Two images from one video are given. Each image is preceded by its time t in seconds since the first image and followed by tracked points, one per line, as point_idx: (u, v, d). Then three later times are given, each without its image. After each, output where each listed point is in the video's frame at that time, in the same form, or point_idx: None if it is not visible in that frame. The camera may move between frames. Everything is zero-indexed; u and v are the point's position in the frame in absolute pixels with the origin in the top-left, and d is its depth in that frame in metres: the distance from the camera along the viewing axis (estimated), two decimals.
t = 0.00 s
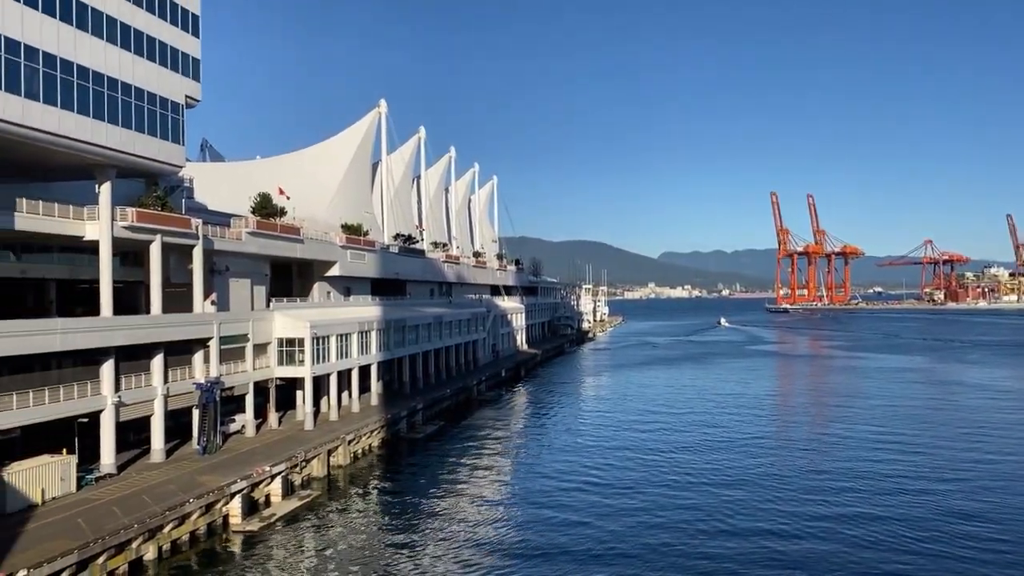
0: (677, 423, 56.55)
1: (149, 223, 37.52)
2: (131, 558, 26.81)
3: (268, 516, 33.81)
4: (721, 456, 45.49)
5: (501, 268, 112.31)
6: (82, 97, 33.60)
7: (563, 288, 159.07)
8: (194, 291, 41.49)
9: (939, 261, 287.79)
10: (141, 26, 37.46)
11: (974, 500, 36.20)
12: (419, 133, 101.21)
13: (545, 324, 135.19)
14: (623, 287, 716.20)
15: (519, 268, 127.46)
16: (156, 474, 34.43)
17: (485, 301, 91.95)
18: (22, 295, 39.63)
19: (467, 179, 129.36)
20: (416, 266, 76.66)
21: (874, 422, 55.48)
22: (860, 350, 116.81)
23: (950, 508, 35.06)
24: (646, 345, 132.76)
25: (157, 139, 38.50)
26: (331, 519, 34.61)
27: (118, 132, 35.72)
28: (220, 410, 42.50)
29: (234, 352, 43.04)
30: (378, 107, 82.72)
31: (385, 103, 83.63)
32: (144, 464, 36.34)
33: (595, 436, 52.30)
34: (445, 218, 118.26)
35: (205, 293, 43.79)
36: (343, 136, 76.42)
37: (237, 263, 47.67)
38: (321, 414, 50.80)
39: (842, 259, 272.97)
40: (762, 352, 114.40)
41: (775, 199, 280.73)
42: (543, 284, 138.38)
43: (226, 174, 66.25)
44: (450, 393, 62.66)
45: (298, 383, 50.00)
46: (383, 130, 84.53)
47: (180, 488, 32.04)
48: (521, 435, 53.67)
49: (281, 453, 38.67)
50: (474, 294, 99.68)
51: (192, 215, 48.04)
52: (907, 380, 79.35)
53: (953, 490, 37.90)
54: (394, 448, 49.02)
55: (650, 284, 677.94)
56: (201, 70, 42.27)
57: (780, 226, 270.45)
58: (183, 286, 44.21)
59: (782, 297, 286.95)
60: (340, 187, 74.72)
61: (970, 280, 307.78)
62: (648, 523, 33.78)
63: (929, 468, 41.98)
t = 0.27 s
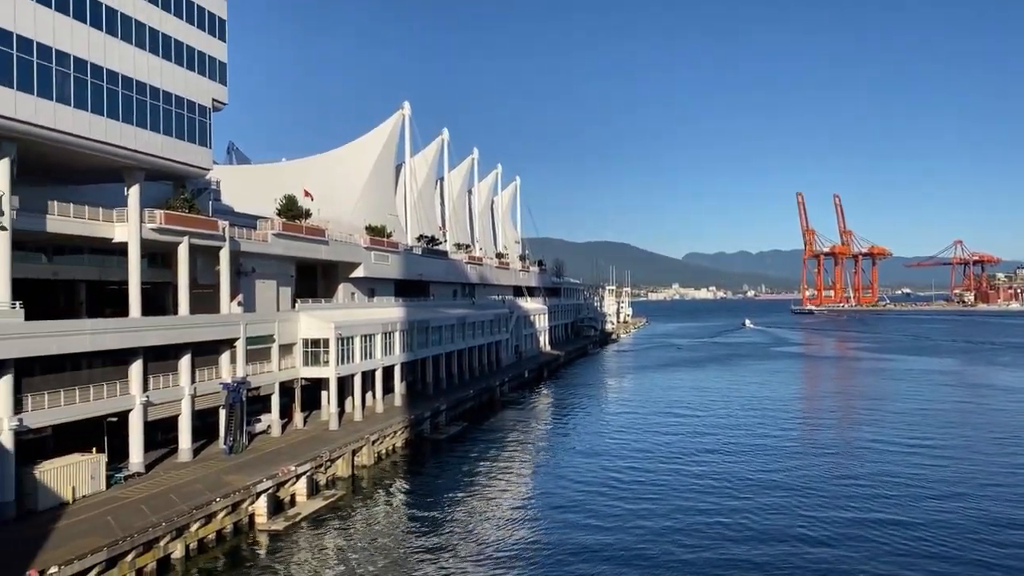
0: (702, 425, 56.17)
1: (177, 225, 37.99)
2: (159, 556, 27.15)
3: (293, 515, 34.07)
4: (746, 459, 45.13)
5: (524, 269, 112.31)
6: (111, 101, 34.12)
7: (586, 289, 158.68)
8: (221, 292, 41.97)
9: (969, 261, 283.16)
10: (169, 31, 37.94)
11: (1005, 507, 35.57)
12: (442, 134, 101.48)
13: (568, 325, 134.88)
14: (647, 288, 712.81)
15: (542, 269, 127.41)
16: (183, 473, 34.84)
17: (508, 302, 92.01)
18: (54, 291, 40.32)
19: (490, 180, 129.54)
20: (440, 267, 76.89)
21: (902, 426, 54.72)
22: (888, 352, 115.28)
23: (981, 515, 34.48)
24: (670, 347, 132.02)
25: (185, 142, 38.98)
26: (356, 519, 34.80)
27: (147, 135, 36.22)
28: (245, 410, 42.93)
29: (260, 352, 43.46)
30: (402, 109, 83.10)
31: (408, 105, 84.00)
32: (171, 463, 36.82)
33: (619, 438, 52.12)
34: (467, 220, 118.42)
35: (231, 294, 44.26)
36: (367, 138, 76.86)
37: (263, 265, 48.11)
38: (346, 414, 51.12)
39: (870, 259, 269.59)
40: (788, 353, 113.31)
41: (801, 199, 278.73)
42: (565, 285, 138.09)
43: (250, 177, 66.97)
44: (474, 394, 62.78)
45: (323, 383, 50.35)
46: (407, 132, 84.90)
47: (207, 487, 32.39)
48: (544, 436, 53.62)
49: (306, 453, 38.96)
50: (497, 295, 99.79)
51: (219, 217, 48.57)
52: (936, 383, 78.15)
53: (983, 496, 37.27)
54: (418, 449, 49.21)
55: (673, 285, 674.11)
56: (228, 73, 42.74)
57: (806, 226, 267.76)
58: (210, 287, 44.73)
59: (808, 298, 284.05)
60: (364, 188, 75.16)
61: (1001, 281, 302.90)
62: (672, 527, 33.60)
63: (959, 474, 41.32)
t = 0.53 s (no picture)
0: (726, 428, 55.75)
1: (204, 228, 38.47)
2: (187, 554, 27.47)
3: (318, 515, 34.32)
4: (771, 463, 44.74)
5: (547, 271, 112.20)
6: (140, 106, 34.63)
7: (609, 290, 158.29)
8: (247, 293, 42.44)
9: (1000, 262, 278.30)
10: (197, 36, 38.44)
11: None
12: (465, 136, 101.71)
13: (592, 327, 134.47)
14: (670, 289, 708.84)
15: (565, 270, 127.20)
16: (210, 473, 35.24)
17: (531, 304, 91.98)
18: (84, 295, 40.68)
19: (512, 182, 129.59)
20: (463, 269, 77.05)
21: (931, 430, 53.95)
22: (916, 354, 113.56)
23: (1012, 522, 33.90)
24: (694, 349, 131.03)
25: (212, 145, 39.44)
26: (380, 519, 34.99)
27: (175, 139, 36.69)
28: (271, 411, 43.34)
29: (286, 353, 43.86)
30: (425, 112, 83.44)
31: (431, 107, 84.35)
32: (199, 463, 37.26)
33: (642, 441, 51.91)
34: (490, 222, 118.55)
35: (257, 296, 44.72)
36: (390, 141, 77.28)
37: (288, 267, 48.54)
38: (370, 415, 51.41)
39: (897, 261, 265.92)
40: (814, 356, 112.02)
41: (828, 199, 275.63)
42: (589, 287, 137.73)
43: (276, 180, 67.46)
44: (497, 396, 62.85)
45: (347, 384, 50.68)
46: (430, 134, 85.23)
47: (233, 486, 32.72)
48: (567, 438, 53.53)
49: (331, 454, 39.23)
50: (520, 297, 99.80)
51: (245, 220, 49.12)
52: (966, 387, 76.90)
53: (1015, 503, 36.61)
54: (441, 450, 49.36)
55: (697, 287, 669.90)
56: (254, 77, 43.19)
57: (832, 227, 264.70)
58: (237, 288, 45.22)
59: (835, 300, 280.88)
60: (387, 191, 75.57)
61: None
62: (696, 531, 33.40)
63: (989, 480, 40.64)
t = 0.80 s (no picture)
0: (752, 431, 55.28)
1: (233, 230, 38.94)
2: (215, 553, 27.79)
3: (344, 515, 34.56)
4: (798, 467, 44.29)
5: (571, 273, 112.02)
6: (170, 110, 35.13)
7: (634, 292, 157.62)
8: (275, 295, 42.89)
9: None
10: (225, 41, 38.92)
11: None
12: (489, 138, 101.85)
13: (616, 328, 133.97)
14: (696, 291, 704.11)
15: (590, 272, 126.91)
16: (237, 472, 35.61)
17: (555, 305, 91.88)
18: (116, 298, 41.44)
19: (537, 183, 129.56)
20: (487, 270, 77.17)
21: (962, 434, 53.08)
22: (946, 356, 111.75)
23: None
24: (720, 351, 130.05)
25: (240, 149, 39.90)
26: (405, 519, 35.14)
27: (204, 142, 37.16)
28: (298, 411, 43.72)
29: (312, 354, 44.24)
30: (450, 114, 83.71)
31: (455, 109, 84.60)
32: (227, 462, 37.69)
33: (668, 444, 51.63)
34: (515, 223, 118.62)
35: (284, 297, 45.14)
36: (415, 143, 77.66)
37: (315, 268, 48.96)
38: (395, 416, 51.67)
39: (928, 261, 261.87)
40: (842, 358, 110.68)
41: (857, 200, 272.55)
42: (613, 288, 137.24)
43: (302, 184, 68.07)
44: (521, 397, 62.86)
45: (373, 385, 50.99)
46: (454, 136, 85.51)
47: (261, 486, 33.06)
48: (592, 440, 53.40)
49: (356, 454, 39.49)
50: (544, 298, 99.72)
51: (272, 222, 49.63)
52: (999, 390, 75.56)
53: None
54: (466, 451, 49.48)
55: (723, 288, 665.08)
56: (281, 81, 43.62)
57: (861, 228, 261.38)
58: (264, 290, 45.71)
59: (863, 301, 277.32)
60: (412, 193, 75.93)
61: None
62: (721, 536, 33.16)
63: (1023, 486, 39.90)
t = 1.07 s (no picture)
0: (782, 434, 54.68)
1: (263, 232, 39.41)
2: (246, 552, 28.10)
3: (372, 515, 34.77)
4: (829, 471, 43.74)
5: (598, 274, 111.67)
6: (201, 114, 35.62)
7: (661, 293, 156.66)
8: (304, 296, 43.31)
9: None
10: (255, 45, 39.38)
11: None
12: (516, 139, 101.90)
13: (644, 330, 133.27)
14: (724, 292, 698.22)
15: (617, 273, 126.46)
16: (268, 472, 35.99)
17: (582, 307, 91.64)
18: (149, 300, 42.19)
19: (563, 184, 129.37)
20: (514, 272, 77.21)
21: (998, 439, 52.06)
22: (981, 359, 109.68)
23: None
24: (749, 353, 128.76)
25: (270, 152, 40.34)
26: (433, 520, 35.26)
27: (235, 146, 37.63)
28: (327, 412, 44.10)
29: (341, 355, 44.59)
30: (477, 116, 83.89)
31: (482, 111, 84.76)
32: (257, 462, 38.11)
33: (696, 447, 51.25)
34: (542, 224, 118.56)
35: (313, 299, 45.56)
36: (442, 145, 77.93)
37: (343, 270, 49.35)
38: (422, 417, 51.88)
39: (962, 262, 257.12)
40: (874, 360, 109.03)
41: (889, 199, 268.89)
42: (641, 290, 136.56)
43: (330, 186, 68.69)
44: (548, 399, 62.79)
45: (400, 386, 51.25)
46: (481, 138, 85.68)
47: (290, 486, 33.37)
48: (619, 443, 53.18)
49: (384, 454, 39.71)
50: (571, 300, 99.52)
51: (302, 224, 50.12)
52: None
53: None
54: (493, 452, 49.53)
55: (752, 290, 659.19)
56: (310, 85, 44.03)
57: (893, 228, 257.39)
58: (293, 291, 46.17)
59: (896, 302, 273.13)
60: (439, 195, 76.20)
61: None
62: (750, 540, 32.85)
63: None
